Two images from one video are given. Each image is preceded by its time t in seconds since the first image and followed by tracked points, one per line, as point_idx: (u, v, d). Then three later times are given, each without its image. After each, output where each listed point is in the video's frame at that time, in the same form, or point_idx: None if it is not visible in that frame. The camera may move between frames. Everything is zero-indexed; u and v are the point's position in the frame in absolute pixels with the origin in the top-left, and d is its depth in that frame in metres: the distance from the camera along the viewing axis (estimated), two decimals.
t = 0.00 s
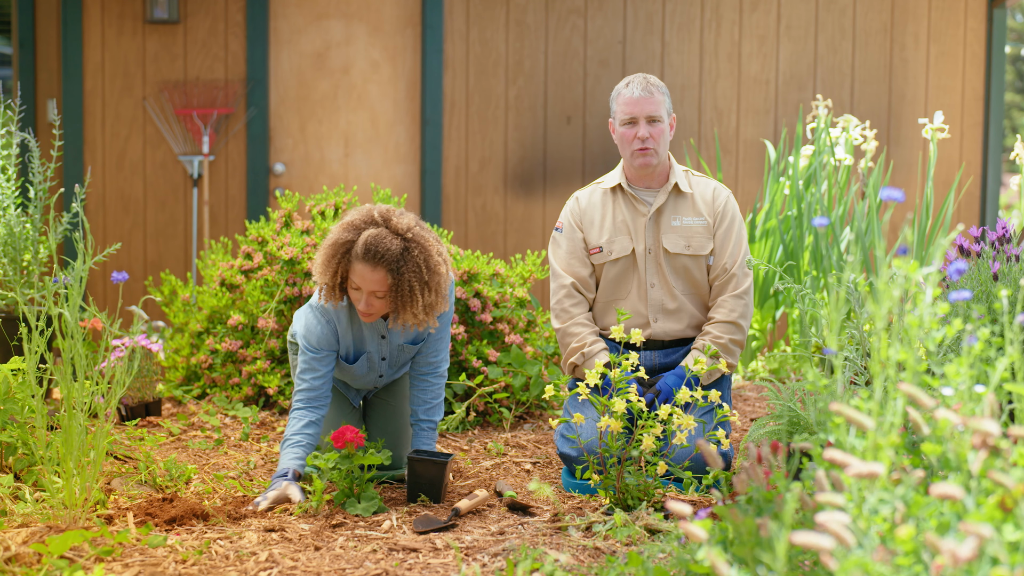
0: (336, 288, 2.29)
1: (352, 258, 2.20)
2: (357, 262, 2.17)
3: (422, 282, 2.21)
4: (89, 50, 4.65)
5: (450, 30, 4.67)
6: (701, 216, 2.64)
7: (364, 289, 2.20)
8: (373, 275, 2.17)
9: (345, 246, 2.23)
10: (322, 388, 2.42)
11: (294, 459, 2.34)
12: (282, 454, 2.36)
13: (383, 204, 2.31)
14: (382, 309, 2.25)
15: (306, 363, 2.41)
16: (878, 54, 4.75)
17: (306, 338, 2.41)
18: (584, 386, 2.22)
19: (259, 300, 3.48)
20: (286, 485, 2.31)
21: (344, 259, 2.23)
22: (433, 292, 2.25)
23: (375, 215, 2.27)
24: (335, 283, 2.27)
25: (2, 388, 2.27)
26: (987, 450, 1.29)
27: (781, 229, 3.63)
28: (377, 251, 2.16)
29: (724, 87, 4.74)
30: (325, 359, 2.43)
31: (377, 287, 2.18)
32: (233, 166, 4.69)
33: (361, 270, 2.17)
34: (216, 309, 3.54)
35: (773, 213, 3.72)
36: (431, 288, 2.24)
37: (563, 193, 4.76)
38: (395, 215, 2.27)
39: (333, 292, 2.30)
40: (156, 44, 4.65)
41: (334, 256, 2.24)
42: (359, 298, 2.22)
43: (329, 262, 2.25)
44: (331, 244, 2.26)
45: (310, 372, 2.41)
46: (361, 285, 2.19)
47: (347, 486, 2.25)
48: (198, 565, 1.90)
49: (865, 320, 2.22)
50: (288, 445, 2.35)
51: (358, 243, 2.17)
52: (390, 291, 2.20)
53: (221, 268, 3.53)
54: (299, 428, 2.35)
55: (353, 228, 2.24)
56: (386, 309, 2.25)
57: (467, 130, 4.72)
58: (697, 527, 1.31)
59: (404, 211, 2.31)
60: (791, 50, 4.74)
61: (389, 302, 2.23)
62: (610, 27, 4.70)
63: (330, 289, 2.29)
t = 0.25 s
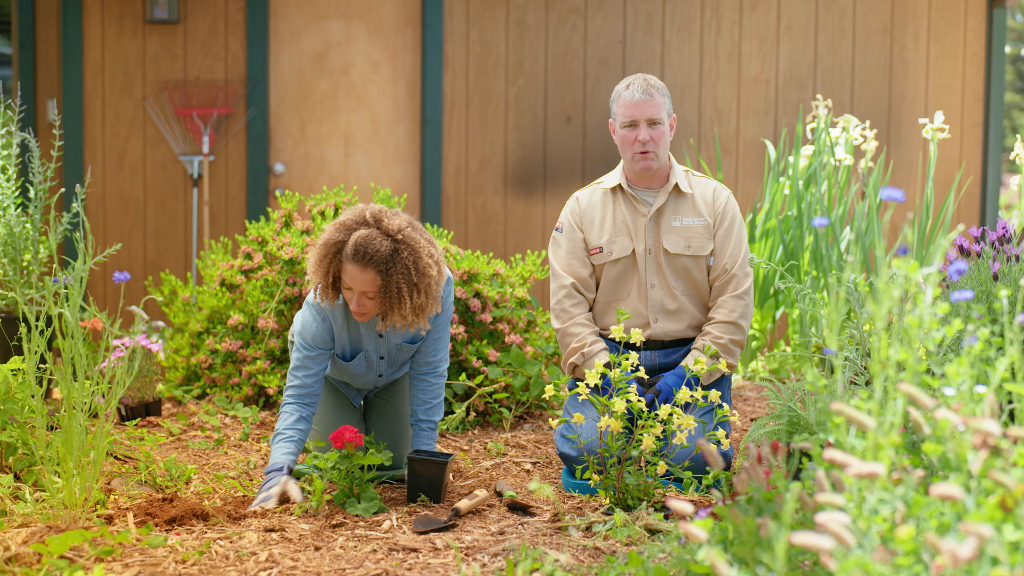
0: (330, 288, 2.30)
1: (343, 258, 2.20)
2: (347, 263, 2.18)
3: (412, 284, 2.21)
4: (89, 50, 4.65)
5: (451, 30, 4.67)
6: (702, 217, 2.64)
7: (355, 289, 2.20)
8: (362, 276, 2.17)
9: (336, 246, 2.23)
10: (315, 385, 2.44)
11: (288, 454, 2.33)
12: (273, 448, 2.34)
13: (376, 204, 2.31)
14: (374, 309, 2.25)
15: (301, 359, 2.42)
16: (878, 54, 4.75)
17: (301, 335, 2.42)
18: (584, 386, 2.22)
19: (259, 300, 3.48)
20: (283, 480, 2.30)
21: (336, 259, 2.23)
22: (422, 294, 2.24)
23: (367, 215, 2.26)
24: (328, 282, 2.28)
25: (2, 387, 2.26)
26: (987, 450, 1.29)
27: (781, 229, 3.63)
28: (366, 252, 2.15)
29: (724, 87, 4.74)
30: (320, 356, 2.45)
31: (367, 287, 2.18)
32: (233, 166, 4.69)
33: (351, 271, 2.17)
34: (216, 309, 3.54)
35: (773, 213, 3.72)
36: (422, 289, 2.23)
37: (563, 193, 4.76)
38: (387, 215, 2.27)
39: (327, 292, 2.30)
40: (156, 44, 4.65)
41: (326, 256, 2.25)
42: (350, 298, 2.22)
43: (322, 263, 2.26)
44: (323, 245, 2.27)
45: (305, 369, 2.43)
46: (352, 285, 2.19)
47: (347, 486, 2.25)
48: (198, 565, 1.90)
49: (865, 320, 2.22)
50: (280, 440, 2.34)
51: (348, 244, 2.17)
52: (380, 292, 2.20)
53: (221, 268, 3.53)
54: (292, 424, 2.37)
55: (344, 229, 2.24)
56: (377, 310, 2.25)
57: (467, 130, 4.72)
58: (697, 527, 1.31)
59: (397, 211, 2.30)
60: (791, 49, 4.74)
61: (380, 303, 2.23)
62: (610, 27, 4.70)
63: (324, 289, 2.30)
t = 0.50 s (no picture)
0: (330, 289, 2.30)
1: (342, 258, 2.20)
2: (348, 262, 2.17)
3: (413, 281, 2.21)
4: (89, 50, 4.65)
5: (451, 30, 4.67)
6: (702, 217, 2.64)
7: (356, 289, 2.20)
8: (364, 275, 2.17)
9: (334, 247, 2.23)
10: (305, 381, 2.45)
11: (271, 439, 2.29)
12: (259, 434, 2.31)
13: (372, 203, 2.30)
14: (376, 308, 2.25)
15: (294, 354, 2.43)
16: (878, 54, 4.75)
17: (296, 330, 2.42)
18: (584, 386, 2.22)
19: (259, 300, 3.48)
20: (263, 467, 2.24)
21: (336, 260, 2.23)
22: (424, 291, 2.25)
23: (364, 214, 2.26)
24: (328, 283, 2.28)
25: (2, 387, 2.26)
26: (987, 450, 1.29)
27: (781, 229, 3.63)
28: (366, 252, 2.15)
29: (724, 87, 4.74)
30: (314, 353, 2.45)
31: (369, 286, 2.19)
32: (233, 166, 4.69)
33: (352, 270, 2.17)
34: (216, 309, 3.54)
35: (773, 214, 3.72)
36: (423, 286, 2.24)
37: (563, 193, 4.76)
38: (384, 213, 2.27)
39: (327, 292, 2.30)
40: (156, 44, 4.65)
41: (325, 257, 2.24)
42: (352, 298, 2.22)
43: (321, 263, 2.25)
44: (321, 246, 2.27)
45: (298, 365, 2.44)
46: (353, 285, 2.19)
47: (347, 486, 2.25)
48: (198, 565, 1.90)
49: (866, 319, 2.22)
50: (268, 426, 2.33)
51: (346, 244, 2.17)
52: (382, 290, 2.20)
53: (221, 268, 3.53)
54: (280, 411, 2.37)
55: (342, 229, 2.24)
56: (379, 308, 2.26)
57: (467, 130, 4.72)
58: (697, 526, 1.31)
59: (394, 209, 2.30)
60: (791, 49, 4.74)
61: (382, 301, 2.23)
62: (610, 27, 4.70)
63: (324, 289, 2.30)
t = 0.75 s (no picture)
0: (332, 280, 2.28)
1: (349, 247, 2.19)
2: (355, 251, 2.16)
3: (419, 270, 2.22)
4: (89, 50, 4.65)
5: (451, 30, 4.67)
6: (702, 218, 2.64)
7: (363, 278, 2.18)
8: (372, 263, 2.16)
9: (340, 236, 2.21)
10: (318, 377, 2.48)
11: (301, 448, 2.38)
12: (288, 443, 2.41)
13: (376, 193, 2.30)
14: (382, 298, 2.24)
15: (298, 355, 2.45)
16: (878, 54, 4.75)
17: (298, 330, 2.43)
18: (584, 386, 2.22)
19: (259, 300, 3.48)
20: (302, 477, 2.34)
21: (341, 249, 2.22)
22: (430, 280, 2.26)
23: (369, 204, 2.26)
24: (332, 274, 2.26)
25: (2, 387, 2.27)
26: (987, 450, 1.29)
27: (781, 228, 3.63)
28: (375, 240, 2.15)
29: (724, 87, 4.74)
30: (317, 351, 2.46)
31: (377, 275, 2.18)
32: (233, 166, 4.69)
33: (359, 259, 2.16)
34: (216, 309, 3.54)
35: (773, 214, 3.72)
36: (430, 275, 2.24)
37: (563, 194, 4.76)
38: (389, 203, 2.27)
39: (330, 283, 2.28)
40: (156, 44, 4.65)
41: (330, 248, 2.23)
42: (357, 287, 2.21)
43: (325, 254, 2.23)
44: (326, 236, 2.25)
45: (305, 363, 2.46)
46: (360, 274, 2.18)
47: (347, 486, 2.25)
48: (198, 565, 1.90)
49: (865, 319, 2.22)
50: (294, 433, 2.41)
51: (354, 232, 2.16)
52: (390, 279, 2.20)
53: (221, 268, 3.53)
54: (303, 415, 2.42)
55: (348, 219, 2.23)
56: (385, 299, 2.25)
57: (467, 130, 4.72)
58: (697, 527, 1.31)
59: (398, 199, 2.30)
60: (791, 49, 4.74)
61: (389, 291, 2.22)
62: (610, 27, 4.70)
63: (327, 280, 2.28)
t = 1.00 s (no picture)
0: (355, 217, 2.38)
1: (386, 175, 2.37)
2: (396, 175, 2.36)
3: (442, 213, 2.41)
4: (89, 50, 4.65)
5: (451, 30, 4.67)
6: (702, 218, 2.64)
7: (398, 203, 2.34)
8: (411, 189, 2.36)
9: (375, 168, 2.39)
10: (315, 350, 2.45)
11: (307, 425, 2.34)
12: (291, 422, 2.35)
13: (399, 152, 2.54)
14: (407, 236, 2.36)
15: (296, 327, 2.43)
16: (878, 54, 4.75)
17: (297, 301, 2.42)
18: (584, 386, 2.22)
19: (259, 300, 3.48)
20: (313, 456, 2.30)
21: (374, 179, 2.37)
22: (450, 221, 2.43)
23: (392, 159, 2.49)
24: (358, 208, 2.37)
25: (2, 387, 2.26)
26: (987, 450, 1.29)
27: (781, 229, 3.63)
28: (415, 169, 2.39)
29: (724, 87, 4.74)
30: (317, 322, 2.44)
31: (412, 203, 2.35)
32: (233, 166, 4.69)
33: (399, 183, 2.35)
34: (216, 308, 3.54)
35: (773, 214, 3.72)
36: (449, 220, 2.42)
37: (563, 193, 4.76)
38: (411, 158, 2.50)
39: (353, 220, 2.38)
40: (156, 44, 4.65)
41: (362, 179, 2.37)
42: (389, 216, 2.34)
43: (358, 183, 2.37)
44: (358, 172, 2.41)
45: (302, 334, 2.43)
46: (395, 199, 2.34)
47: (347, 486, 2.24)
48: (198, 565, 1.90)
49: (865, 319, 2.22)
50: (297, 410, 2.36)
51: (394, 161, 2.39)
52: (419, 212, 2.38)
53: (221, 268, 3.53)
54: (303, 391, 2.39)
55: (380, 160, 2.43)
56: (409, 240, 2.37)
57: (467, 130, 4.72)
58: (697, 527, 1.31)
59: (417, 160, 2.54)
60: (791, 49, 4.74)
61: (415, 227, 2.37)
62: (610, 27, 4.70)
63: (351, 214, 2.37)
